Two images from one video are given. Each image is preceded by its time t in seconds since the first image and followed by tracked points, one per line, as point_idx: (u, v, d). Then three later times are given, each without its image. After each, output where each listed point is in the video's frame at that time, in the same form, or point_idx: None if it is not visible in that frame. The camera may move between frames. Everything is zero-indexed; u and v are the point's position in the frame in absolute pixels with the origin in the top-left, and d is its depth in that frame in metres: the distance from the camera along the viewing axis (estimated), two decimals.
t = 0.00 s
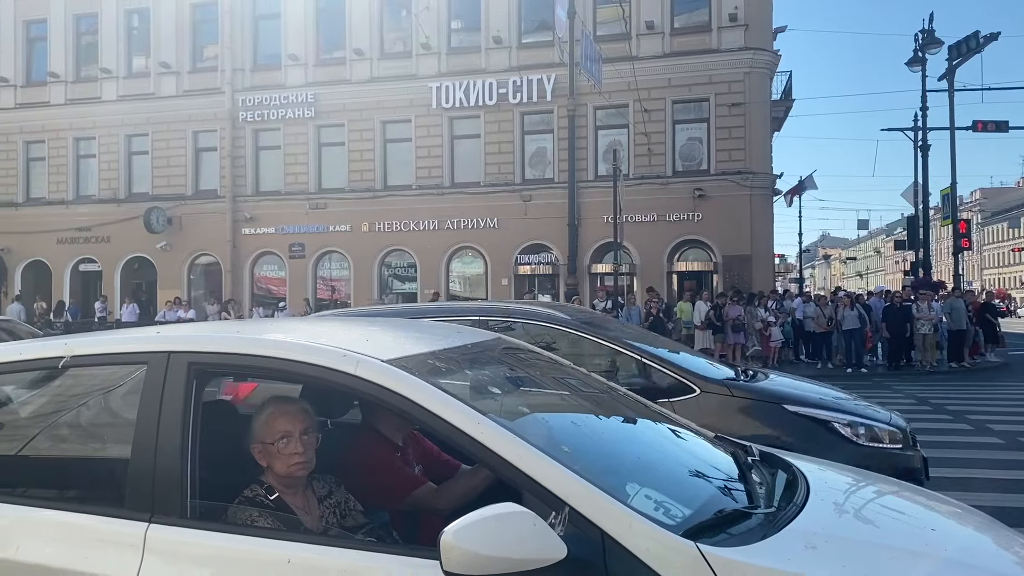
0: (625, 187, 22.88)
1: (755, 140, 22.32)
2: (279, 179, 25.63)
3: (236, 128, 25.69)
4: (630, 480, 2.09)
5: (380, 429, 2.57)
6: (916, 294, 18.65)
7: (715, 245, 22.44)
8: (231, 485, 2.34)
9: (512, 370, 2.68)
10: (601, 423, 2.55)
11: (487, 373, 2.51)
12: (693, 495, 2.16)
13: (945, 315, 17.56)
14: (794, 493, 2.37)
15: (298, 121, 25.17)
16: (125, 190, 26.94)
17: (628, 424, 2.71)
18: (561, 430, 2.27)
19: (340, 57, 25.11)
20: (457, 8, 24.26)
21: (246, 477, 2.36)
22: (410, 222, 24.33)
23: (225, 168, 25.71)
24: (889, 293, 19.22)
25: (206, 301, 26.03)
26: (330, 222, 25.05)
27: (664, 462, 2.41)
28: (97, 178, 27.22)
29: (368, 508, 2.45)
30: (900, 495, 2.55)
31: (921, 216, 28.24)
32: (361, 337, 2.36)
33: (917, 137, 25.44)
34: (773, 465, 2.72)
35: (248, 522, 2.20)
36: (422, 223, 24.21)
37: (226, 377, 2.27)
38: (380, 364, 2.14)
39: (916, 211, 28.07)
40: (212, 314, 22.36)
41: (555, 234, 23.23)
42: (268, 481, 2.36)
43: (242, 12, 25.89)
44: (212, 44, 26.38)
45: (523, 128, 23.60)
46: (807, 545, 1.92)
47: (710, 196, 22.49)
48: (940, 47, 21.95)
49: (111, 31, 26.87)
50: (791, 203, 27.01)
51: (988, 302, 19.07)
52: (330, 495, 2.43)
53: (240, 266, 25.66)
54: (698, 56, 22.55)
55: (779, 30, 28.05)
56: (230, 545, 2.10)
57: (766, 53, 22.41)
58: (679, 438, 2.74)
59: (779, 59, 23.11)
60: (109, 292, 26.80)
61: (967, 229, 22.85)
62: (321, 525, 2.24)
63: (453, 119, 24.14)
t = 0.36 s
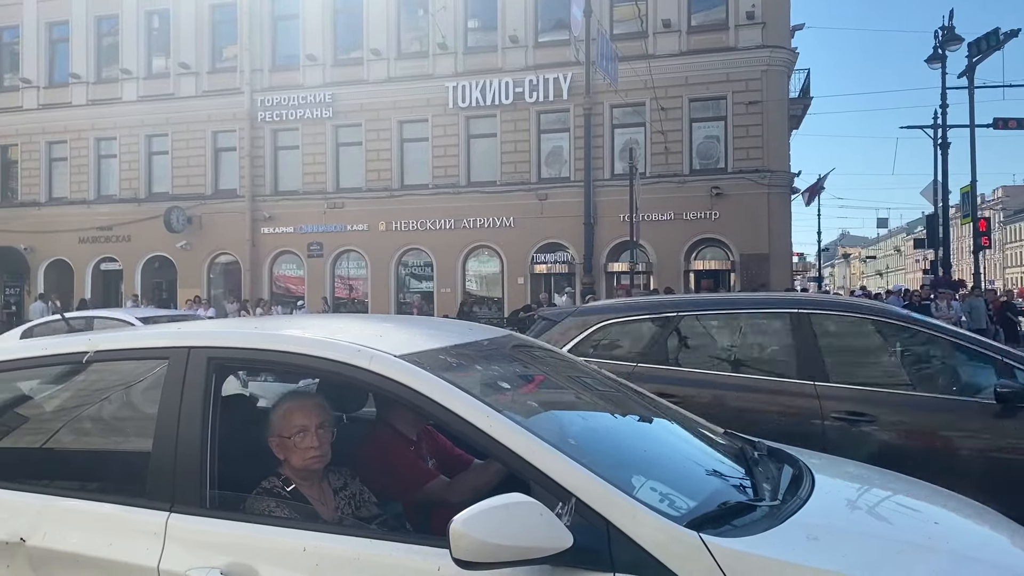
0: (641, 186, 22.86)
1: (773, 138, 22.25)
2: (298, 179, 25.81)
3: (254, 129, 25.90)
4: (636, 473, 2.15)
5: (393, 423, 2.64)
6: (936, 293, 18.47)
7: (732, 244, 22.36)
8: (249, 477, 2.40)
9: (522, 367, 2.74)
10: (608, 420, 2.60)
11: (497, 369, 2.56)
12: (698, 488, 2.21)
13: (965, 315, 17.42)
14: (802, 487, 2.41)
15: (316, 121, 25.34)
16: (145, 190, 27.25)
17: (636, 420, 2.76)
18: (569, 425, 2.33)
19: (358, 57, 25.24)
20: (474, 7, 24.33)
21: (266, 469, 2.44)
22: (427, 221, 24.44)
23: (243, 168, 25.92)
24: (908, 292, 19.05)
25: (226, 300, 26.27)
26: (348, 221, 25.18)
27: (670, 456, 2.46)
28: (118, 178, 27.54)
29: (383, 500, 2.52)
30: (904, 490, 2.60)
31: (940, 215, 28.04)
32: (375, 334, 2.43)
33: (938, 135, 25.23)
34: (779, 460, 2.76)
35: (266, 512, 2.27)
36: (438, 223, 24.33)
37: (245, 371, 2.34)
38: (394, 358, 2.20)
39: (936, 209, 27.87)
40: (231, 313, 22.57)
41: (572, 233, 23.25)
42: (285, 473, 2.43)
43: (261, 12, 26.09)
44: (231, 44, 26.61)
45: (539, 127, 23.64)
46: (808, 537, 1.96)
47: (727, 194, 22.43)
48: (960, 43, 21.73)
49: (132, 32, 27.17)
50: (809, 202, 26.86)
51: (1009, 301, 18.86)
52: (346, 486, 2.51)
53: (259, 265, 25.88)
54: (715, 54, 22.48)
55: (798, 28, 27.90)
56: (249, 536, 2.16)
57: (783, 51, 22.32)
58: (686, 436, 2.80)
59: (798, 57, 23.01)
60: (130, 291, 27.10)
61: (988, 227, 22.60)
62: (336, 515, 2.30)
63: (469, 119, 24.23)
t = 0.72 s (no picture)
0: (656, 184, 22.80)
1: (789, 136, 22.12)
2: (313, 178, 25.93)
3: (270, 128, 26.04)
4: (638, 472, 2.15)
5: (399, 422, 2.65)
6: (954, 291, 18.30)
7: (748, 242, 22.26)
8: (258, 475, 2.42)
9: (528, 366, 2.74)
10: (612, 419, 2.61)
11: (501, 368, 2.57)
12: (701, 488, 2.21)
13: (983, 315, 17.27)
14: (806, 486, 2.42)
15: (331, 120, 25.45)
16: (162, 189, 27.47)
17: (642, 420, 2.77)
18: (573, 425, 2.34)
19: (373, 57, 25.34)
20: (488, 6, 24.35)
21: (272, 467, 2.46)
22: (441, 220, 24.48)
23: (259, 167, 26.06)
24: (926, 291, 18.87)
25: (242, 298, 26.46)
26: (363, 220, 25.28)
27: (674, 456, 2.47)
28: (136, 177, 27.76)
29: (390, 498, 2.54)
30: (910, 489, 2.59)
31: (958, 213, 27.77)
32: (379, 333, 2.44)
33: (956, 132, 25.01)
34: (785, 459, 2.76)
35: (274, 510, 2.29)
36: (453, 222, 24.37)
37: (254, 370, 2.36)
38: (398, 358, 2.21)
39: (954, 208, 27.61)
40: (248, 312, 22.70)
41: (586, 231, 23.22)
42: (292, 471, 2.45)
43: (277, 12, 26.21)
44: (247, 44, 26.75)
45: (553, 126, 23.63)
46: (811, 536, 1.96)
47: (743, 193, 22.33)
48: (979, 40, 21.53)
49: (149, 33, 27.38)
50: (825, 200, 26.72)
51: None
52: (353, 485, 2.52)
53: (276, 263, 26.01)
54: (731, 52, 22.39)
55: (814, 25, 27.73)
56: (255, 532, 2.19)
57: (799, 48, 22.20)
58: (693, 435, 2.80)
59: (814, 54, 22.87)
60: (148, 289, 27.32)
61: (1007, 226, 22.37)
62: (343, 513, 2.32)
63: (483, 118, 24.25)
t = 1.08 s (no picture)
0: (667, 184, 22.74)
1: (801, 135, 22.03)
2: (324, 177, 26.01)
3: (282, 128, 26.14)
4: (634, 483, 2.16)
5: (400, 428, 2.66)
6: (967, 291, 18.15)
7: (759, 242, 22.17)
8: (259, 483, 2.44)
9: (529, 373, 2.75)
10: (611, 429, 2.62)
11: (502, 376, 2.58)
12: (699, 498, 2.21)
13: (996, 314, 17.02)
14: (805, 497, 2.41)
15: (342, 120, 25.52)
16: (175, 189, 27.63)
17: (643, 426, 2.78)
18: (571, 437, 2.35)
19: (384, 56, 25.38)
20: (499, 4, 24.33)
21: (273, 475, 2.47)
22: (452, 219, 24.51)
23: (271, 167, 26.16)
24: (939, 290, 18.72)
25: (254, 297, 26.58)
26: (375, 219, 25.34)
27: (672, 465, 2.48)
28: (149, 177, 27.92)
29: (390, 506, 2.55)
30: (913, 502, 2.58)
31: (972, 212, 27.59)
32: (378, 341, 2.46)
33: (970, 131, 24.83)
34: (786, 468, 2.76)
35: (273, 518, 2.30)
36: (464, 221, 24.38)
37: (254, 378, 2.38)
38: (396, 368, 2.22)
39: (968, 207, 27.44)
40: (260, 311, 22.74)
41: (597, 231, 23.19)
42: (293, 478, 2.47)
43: (289, 12, 26.27)
44: (259, 44, 26.85)
45: (564, 125, 23.62)
46: (807, 549, 1.95)
47: (754, 192, 22.24)
48: (993, 38, 21.37)
49: (162, 33, 27.54)
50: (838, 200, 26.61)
51: None
52: (353, 492, 2.54)
53: (287, 263, 26.06)
54: (742, 51, 22.29)
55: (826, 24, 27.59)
56: (254, 541, 2.20)
57: (811, 47, 22.08)
58: (694, 443, 2.80)
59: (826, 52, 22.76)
60: (160, 288, 27.48)
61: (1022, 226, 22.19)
62: (342, 522, 2.34)
63: (494, 117, 24.25)
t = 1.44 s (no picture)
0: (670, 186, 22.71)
1: (804, 136, 21.99)
2: (328, 178, 26.03)
3: (286, 129, 26.17)
4: (633, 518, 2.18)
5: (400, 453, 2.65)
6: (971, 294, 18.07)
7: (763, 244, 22.14)
8: (257, 513, 2.45)
9: (529, 398, 2.75)
10: (612, 455, 2.62)
11: (501, 404, 2.58)
12: (697, 532, 2.22)
13: (1000, 317, 16.95)
14: (805, 526, 2.42)
15: (346, 122, 25.54)
16: (179, 190, 27.68)
17: (642, 450, 2.78)
18: (570, 470, 2.35)
19: (387, 58, 25.38)
20: (502, 5, 24.32)
21: (272, 503, 2.48)
22: (456, 221, 24.51)
23: (275, 168, 26.19)
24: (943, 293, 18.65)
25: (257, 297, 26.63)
26: (378, 220, 25.34)
27: (669, 494, 2.48)
28: (153, 178, 27.96)
29: (389, 533, 2.55)
30: (914, 532, 2.58)
31: (976, 213, 27.50)
32: (378, 371, 2.46)
33: (974, 132, 24.75)
34: (786, 494, 2.77)
35: (273, 548, 2.31)
36: (467, 223, 24.37)
37: (253, 408, 2.38)
38: (394, 401, 2.22)
39: (972, 208, 27.37)
40: (263, 313, 22.74)
41: (600, 233, 23.18)
42: (293, 506, 2.47)
43: (292, 12, 26.29)
44: (263, 44, 26.86)
45: (567, 127, 23.61)
46: None
47: (758, 194, 22.21)
48: (998, 40, 21.30)
49: (165, 34, 27.61)
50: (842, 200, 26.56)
51: None
52: (353, 520, 2.54)
53: (291, 263, 26.05)
54: (745, 52, 22.25)
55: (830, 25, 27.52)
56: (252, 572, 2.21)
57: (815, 48, 22.03)
58: (693, 468, 2.81)
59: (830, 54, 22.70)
60: (164, 289, 27.52)
61: None
62: (342, 552, 2.35)
63: (498, 119, 24.25)
